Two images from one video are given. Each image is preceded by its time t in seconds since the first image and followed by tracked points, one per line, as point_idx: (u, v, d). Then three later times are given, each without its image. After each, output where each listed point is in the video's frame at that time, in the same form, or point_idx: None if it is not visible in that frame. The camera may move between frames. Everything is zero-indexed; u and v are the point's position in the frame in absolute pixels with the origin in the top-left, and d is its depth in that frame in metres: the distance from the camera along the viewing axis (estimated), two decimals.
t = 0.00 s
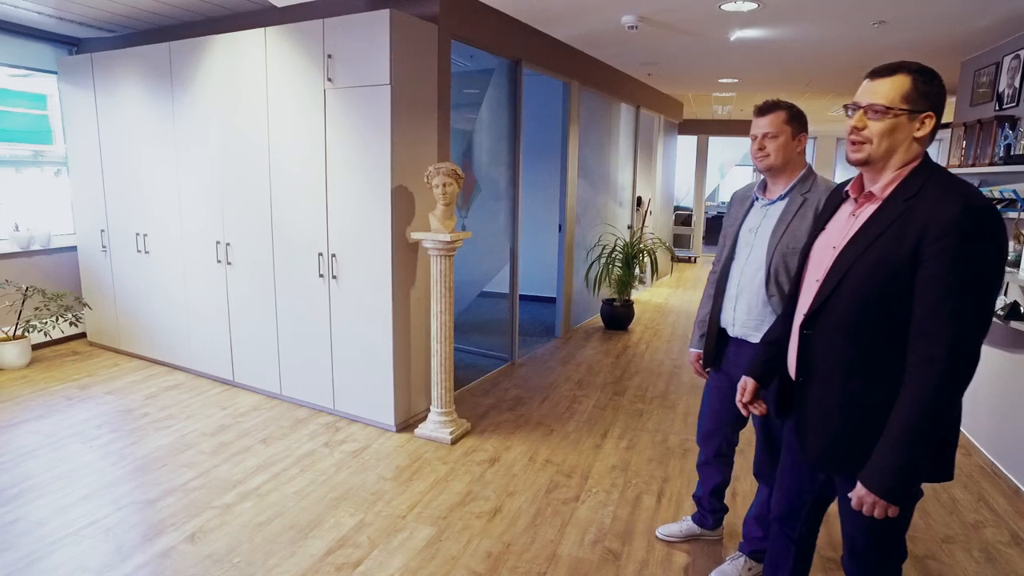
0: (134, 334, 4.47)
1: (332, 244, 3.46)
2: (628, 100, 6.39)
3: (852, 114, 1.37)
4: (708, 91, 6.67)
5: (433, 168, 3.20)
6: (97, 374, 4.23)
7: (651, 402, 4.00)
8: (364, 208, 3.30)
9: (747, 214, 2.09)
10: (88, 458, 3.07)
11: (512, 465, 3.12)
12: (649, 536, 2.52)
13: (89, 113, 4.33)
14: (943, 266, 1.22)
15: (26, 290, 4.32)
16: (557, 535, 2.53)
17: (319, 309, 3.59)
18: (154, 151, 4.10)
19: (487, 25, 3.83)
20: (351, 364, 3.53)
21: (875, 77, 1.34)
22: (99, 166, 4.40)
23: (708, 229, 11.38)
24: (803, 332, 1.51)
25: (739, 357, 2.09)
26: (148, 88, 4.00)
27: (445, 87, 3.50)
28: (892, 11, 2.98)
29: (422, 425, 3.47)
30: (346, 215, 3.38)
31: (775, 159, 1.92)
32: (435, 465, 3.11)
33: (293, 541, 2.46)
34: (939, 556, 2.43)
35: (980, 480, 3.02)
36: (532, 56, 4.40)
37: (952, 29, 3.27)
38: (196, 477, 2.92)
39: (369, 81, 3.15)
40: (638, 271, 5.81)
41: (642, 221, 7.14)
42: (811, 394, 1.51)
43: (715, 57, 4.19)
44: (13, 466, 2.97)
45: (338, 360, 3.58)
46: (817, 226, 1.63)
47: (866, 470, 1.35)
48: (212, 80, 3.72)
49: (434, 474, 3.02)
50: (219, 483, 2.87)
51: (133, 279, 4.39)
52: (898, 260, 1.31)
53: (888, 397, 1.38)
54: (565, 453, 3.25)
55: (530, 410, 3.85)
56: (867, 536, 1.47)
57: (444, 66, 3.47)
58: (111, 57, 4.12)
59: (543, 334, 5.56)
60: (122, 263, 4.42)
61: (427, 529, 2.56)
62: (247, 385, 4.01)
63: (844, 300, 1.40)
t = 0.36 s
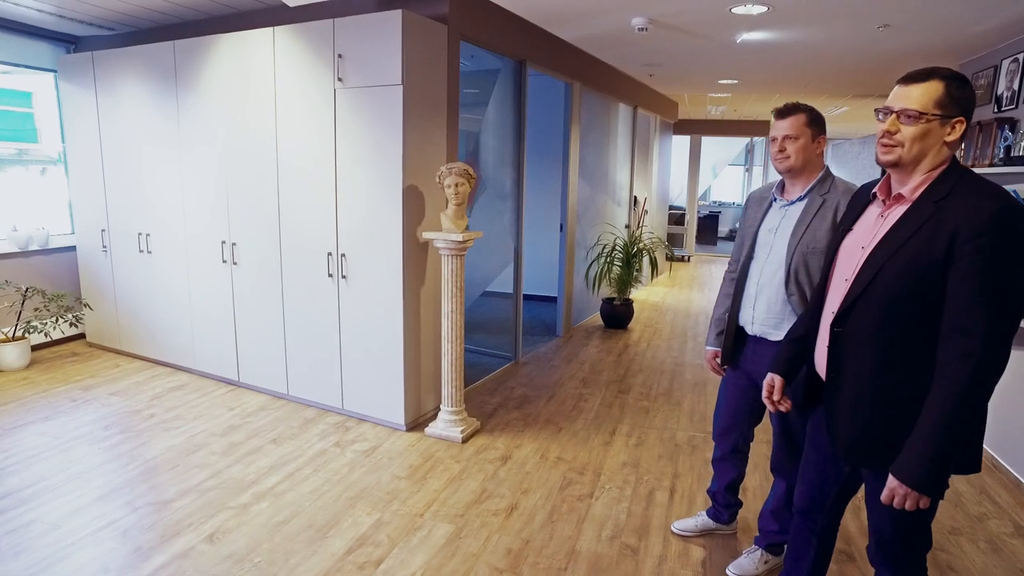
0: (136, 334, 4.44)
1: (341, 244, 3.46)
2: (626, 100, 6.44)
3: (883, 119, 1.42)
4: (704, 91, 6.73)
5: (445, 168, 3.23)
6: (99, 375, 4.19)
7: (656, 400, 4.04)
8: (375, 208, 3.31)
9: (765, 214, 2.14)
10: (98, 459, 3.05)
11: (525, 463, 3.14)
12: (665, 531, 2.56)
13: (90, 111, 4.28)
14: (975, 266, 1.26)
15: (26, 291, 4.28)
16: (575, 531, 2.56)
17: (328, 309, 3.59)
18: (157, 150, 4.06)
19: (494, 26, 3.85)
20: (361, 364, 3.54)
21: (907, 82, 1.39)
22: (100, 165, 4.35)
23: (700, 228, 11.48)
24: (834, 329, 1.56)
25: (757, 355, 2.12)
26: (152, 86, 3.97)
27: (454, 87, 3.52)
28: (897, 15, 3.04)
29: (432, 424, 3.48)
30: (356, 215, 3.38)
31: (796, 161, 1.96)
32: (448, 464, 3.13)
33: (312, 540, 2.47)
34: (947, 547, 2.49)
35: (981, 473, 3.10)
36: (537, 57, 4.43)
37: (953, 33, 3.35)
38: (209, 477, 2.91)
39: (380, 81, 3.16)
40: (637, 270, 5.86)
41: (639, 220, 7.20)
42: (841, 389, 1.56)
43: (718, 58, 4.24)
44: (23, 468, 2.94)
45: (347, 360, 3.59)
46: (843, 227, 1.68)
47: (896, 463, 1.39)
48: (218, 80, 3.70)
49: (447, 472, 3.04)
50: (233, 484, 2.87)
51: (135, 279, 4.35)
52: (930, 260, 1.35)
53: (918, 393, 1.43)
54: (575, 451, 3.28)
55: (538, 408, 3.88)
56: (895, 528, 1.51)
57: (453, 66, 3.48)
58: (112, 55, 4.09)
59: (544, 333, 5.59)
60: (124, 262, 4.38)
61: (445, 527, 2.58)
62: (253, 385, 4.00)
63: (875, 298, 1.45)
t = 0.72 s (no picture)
0: (131, 332, 4.44)
1: (341, 241, 3.51)
2: (613, 100, 6.56)
3: (874, 118, 1.53)
4: (689, 92, 6.88)
5: (445, 166, 3.31)
6: (94, 373, 4.18)
7: (648, 392, 4.16)
8: (375, 205, 3.37)
9: (759, 209, 2.25)
10: (102, 454, 3.07)
11: (524, 453, 3.23)
12: (663, 515, 2.66)
13: (83, 110, 4.27)
14: (959, 253, 1.38)
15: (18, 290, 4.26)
16: (577, 516, 2.65)
17: (327, 305, 3.64)
18: (153, 148, 4.07)
19: (489, 27, 3.93)
20: (361, 359, 3.59)
21: (895, 84, 1.49)
22: (93, 163, 4.34)
23: (683, 227, 11.67)
24: (829, 314, 1.67)
25: (752, 343, 2.23)
26: (147, 85, 3.98)
27: (451, 87, 3.59)
28: (879, 20, 3.18)
29: (431, 417, 3.55)
30: (356, 212, 3.44)
31: (789, 158, 2.06)
32: (449, 454, 3.20)
33: (322, 529, 2.52)
34: (929, 524, 2.63)
35: (958, 457, 3.25)
36: (529, 57, 4.52)
37: (930, 36, 3.51)
38: (215, 471, 2.95)
39: (381, 81, 3.22)
40: (626, 267, 5.98)
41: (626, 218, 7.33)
42: (836, 370, 1.67)
43: (706, 59, 4.37)
44: (26, 464, 2.95)
45: (347, 355, 3.64)
46: (835, 220, 1.79)
47: (888, 437, 1.50)
48: (216, 79, 3.73)
49: (449, 463, 3.11)
50: (239, 476, 2.91)
51: (129, 277, 4.35)
52: (919, 249, 1.47)
53: (908, 372, 1.54)
54: (573, 440, 3.38)
55: (534, 401, 3.97)
56: (885, 499, 1.63)
57: (451, 66, 3.55)
58: (106, 53, 4.08)
59: (535, 329, 5.68)
60: (118, 261, 4.38)
61: (452, 514, 2.65)
62: (251, 381, 4.03)
63: (868, 284, 1.56)
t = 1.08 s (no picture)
0: (124, 329, 4.47)
1: (339, 236, 3.61)
2: (596, 101, 6.74)
3: (846, 122, 1.71)
4: (669, 93, 7.09)
5: (440, 164, 3.44)
6: (89, 369, 4.22)
7: (634, 381, 4.33)
8: (373, 202, 3.48)
9: (741, 203, 2.42)
10: (106, 447, 3.13)
11: (519, 439, 3.37)
12: (653, 493, 2.83)
13: (75, 108, 4.30)
14: (923, 239, 1.56)
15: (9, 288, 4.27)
16: (572, 495, 2.80)
17: (325, 299, 3.73)
18: (147, 146, 4.12)
19: (479, 30, 4.07)
20: (358, 351, 3.70)
21: (864, 90, 1.67)
22: (85, 161, 4.37)
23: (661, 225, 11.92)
24: (809, 296, 1.84)
25: (736, 327, 2.40)
26: (142, 83, 4.03)
27: (444, 87, 3.71)
28: (849, 27, 3.39)
29: (427, 407, 3.67)
30: (353, 208, 3.54)
31: (769, 156, 2.24)
32: (447, 441, 3.33)
33: (330, 511, 2.63)
34: (898, 497, 2.84)
35: (924, 436, 3.48)
36: (516, 59, 4.66)
37: (897, 43, 3.74)
38: (220, 460, 3.04)
39: (378, 81, 3.33)
40: (609, 263, 6.16)
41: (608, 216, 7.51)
42: (814, 347, 1.84)
43: (687, 63, 4.56)
44: (31, 456, 3.01)
45: (344, 348, 3.74)
46: (813, 212, 1.97)
47: (861, 406, 1.67)
48: (213, 78, 3.80)
49: (448, 449, 3.24)
50: (244, 465, 3.00)
51: (123, 274, 4.39)
52: (888, 236, 1.64)
53: (879, 347, 1.71)
54: (565, 427, 3.53)
55: (525, 391, 4.11)
56: (859, 464, 1.80)
57: (444, 67, 3.68)
58: (100, 52, 4.12)
59: (522, 323, 5.83)
60: (111, 258, 4.41)
61: (453, 495, 2.78)
62: (247, 375, 4.10)
63: (844, 268, 1.74)
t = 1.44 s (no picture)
0: (123, 327, 4.53)
1: (339, 234, 3.71)
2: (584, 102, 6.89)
3: (827, 125, 1.87)
4: (655, 94, 7.27)
5: (439, 164, 3.55)
6: (89, 366, 4.27)
7: (625, 374, 4.48)
8: (373, 200, 3.58)
9: (729, 200, 2.57)
10: (114, 440, 3.21)
11: (517, 429, 3.49)
12: (648, 477, 2.97)
13: (73, 108, 4.35)
14: (898, 232, 1.71)
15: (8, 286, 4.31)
16: (570, 480, 2.93)
17: (326, 296, 3.83)
18: (147, 146, 4.18)
19: (474, 33, 4.19)
20: (359, 346, 3.80)
21: (843, 97, 1.83)
22: (84, 161, 4.42)
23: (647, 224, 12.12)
24: (795, 286, 1.98)
25: (726, 317, 2.55)
26: (143, 84, 4.10)
27: (441, 89, 3.82)
28: (829, 33, 3.57)
29: (427, 399, 3.78)
30: (354, 206, 3.64)
31: (755, 157, 2.39)
32: (447, 432, 3.44)
33: (339, 497, 2.73)
34: (877, 478, 3.01)
35: (903, 423, 3.66)
36: (509, 62, 4.79)
37: (874, 49, 3.92)
38: (228, 451, 3.13)
39: (378, 83, 3.44)
40: (599, 260, 6.30)
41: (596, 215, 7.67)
42: (800, 334, 1.98)
43: (674, 66, 4.72)
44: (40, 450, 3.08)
45: (344, 343, 3.83)
46: (798, 209, 2.12)
47: (844, 386, 1.82)
48: (215, 80, 3.88)
49: (448, 439, 3.35)
50: (251, 455, 3.09)
51: (122, 273, 4.45)
52: (867, 230, 1.79)
53: (859, 332, 1.87)
54: (560, 417, 3.66)
55: (520, 383, 4.24)
56: (842, 441, 1.96)
57: (441, 70, 3.79)
58: (99, 54, 4.18)
59: (514, 320, 5.96)
60: (110, 256, 4.47)
61: (456, 481, 2.90)
62: (247, 371, 4.18)
63: (827, 260, 1.89)
